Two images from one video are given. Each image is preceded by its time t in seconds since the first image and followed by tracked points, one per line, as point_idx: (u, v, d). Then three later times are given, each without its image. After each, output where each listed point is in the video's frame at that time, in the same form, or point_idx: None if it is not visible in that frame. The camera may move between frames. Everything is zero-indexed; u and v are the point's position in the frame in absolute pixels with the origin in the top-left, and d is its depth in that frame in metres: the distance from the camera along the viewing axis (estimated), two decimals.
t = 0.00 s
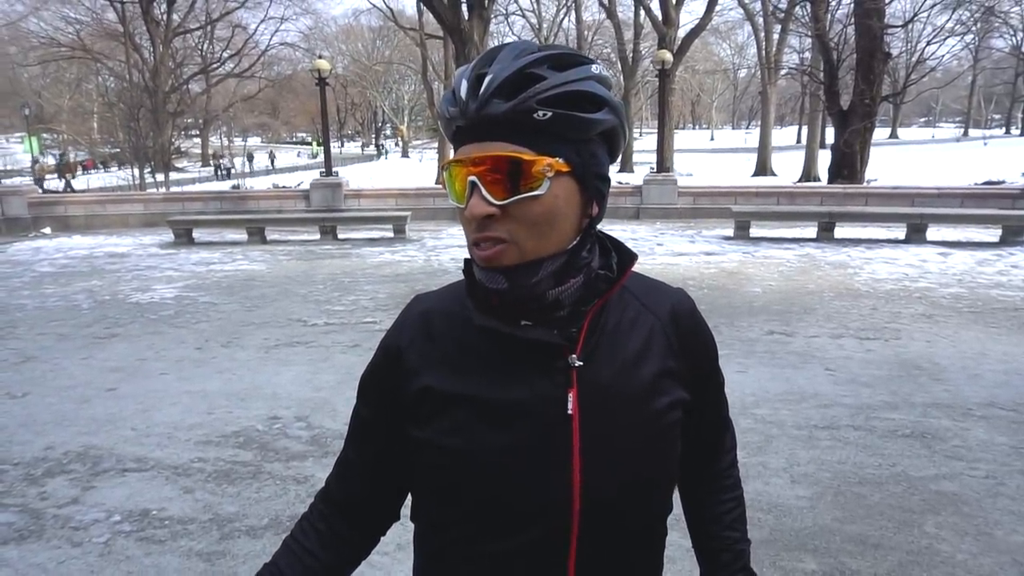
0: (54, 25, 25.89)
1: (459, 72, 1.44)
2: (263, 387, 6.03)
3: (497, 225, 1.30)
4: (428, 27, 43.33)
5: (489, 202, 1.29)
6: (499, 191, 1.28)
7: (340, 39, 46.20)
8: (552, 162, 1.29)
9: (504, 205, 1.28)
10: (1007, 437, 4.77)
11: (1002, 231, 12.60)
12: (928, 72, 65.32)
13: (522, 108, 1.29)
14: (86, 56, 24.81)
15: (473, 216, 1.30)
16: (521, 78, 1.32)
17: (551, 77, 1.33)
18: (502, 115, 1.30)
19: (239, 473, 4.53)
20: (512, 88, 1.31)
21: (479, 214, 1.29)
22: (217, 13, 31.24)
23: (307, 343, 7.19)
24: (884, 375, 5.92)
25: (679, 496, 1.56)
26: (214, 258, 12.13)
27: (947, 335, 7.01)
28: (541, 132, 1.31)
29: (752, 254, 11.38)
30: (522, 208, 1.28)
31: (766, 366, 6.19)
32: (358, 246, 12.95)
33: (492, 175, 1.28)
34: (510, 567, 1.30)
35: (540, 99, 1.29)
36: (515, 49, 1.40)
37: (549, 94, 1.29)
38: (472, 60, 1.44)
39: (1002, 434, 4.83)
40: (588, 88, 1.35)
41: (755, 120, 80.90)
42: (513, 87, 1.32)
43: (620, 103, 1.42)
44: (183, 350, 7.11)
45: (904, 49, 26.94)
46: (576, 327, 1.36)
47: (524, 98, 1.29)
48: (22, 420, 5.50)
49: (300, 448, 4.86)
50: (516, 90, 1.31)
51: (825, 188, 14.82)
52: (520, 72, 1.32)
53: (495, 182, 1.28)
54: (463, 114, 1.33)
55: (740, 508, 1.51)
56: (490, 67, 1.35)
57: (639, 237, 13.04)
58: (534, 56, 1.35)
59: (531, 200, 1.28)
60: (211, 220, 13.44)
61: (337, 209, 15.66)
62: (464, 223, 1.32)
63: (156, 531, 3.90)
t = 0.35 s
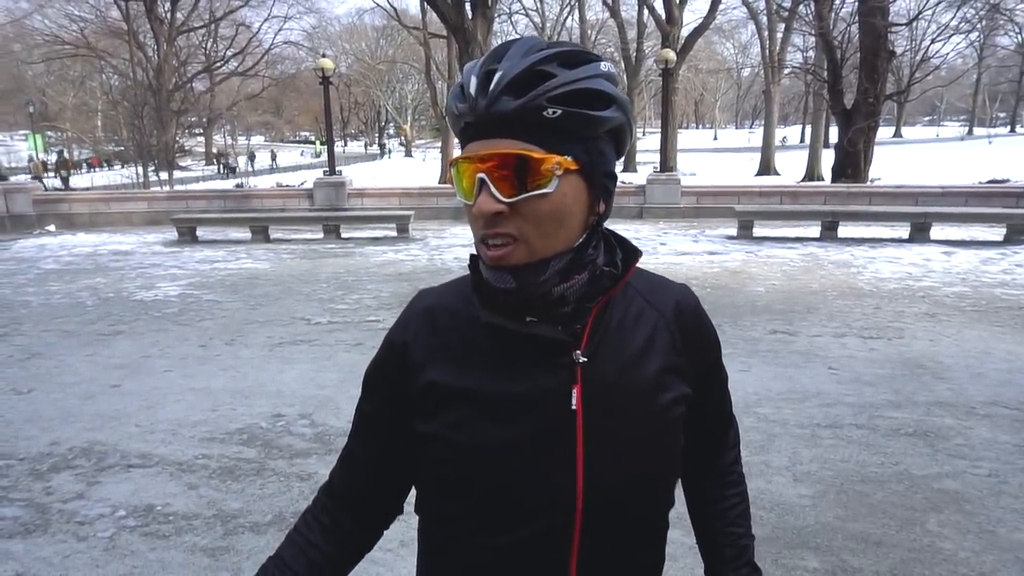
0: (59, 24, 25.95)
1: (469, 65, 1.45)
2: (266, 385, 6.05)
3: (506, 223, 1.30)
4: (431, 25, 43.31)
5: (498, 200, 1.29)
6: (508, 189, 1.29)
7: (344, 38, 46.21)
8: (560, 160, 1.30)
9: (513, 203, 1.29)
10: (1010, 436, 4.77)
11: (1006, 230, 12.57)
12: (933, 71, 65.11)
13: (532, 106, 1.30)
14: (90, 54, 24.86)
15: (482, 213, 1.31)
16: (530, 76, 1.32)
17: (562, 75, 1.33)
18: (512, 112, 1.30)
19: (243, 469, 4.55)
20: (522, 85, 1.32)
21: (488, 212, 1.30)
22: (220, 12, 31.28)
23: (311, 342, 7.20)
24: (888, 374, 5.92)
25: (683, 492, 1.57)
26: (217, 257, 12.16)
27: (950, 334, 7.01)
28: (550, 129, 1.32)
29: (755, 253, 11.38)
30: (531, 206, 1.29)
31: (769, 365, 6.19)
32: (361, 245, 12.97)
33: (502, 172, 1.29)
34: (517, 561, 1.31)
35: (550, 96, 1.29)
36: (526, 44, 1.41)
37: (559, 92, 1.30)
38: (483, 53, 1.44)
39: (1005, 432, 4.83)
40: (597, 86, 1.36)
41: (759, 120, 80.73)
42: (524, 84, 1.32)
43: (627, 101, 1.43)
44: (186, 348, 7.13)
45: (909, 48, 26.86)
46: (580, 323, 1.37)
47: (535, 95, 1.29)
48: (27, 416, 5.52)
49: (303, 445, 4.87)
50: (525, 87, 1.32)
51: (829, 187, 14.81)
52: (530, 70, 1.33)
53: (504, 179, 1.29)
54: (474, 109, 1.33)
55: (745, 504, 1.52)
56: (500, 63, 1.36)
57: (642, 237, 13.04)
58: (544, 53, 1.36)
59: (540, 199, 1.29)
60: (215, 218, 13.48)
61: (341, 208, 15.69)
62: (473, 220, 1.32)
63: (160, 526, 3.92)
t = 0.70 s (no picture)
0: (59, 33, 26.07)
1: (468, 77, 1.48)
2: (262, 392, 6.06)
3: (511, 230, 1.33)
4: (430, 39, 43.57)
5: (502, 209, 1.32)
6: (512, 197, 1.31)
7: (343, 50, 46.44)
8: (561, 167, 1.33)
9: (518, 211, 1.31)
10: (1003, 448, 4.80)
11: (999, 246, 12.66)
12: (928, 90, 65.58)
13: (534, 115, 1.33)
14: (90, 62, 24.90)
15: (486, 221, 1.33)
16: (530, 86, 1.36)
17: (561, 83, 1.37)
18: (514, 122, 1.33)
19: (238, 475, 4.56)
20: (522, 96, 1.35)
21: (493, 220, 1.32)
22: (220, 23, 31.45)
23: (307, 350, 7.21)
24: (881, 387, 5.96)
25: (679, 489, 1.59)
26: (214, 265, 12.18)
27: (944, 348, 7.05)
28: (552, 139, 1.35)
29: (751, 266, 11.43)
30: (536, 213, 1.32)
31: (763, 376, 6.22)
32: (358, 255, 13.00)
33: (504, 182, 1.32)
34: (515, 551, 1.33)
35: (551, 105, 1.33)
36: (523, 52, 1.44)
37: (559, 101, 1.34)
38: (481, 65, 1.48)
39: (997, 445, 4.86)
40: (594, 92, 1.40)
41: (754, 136, 81.17)
42: (526, 94, 1.36)
43: (618, 105, 1.47)
44: (182, 355, 7.14)
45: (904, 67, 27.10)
46: (577, 321, 1.40)
47: (537, 105, 1.32)
48: (21, 421, 5.52)
49: (299, 452, 4.88)
50: (526, 98, 1.35)
51: (824, 202, 14.92)
52: (530, 80, 1.36)
53: (506, 187, 1.32)
54: (475, 122, 1.36)
55: (739, 501, 1.55)
56: (501, 74, 1.39)
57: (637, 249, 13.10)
58: (541, 62, 1.40)
59: (545, 206, 1.31)
60: (212, 227, 13.50)
61: (338, 218, 15.73)
62: (478, 228, 1.34)
63: (154, 531, 3.91)
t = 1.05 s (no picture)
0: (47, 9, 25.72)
1: (461, 68, 1.45)
2: (253, 372, 6.06)
3: (517, 228, 1.36)
4: (425, 22, 43.20)
5: (507, 210, 1.35)
6: (517, 198, 1.34)
7: (336, 32, 46.03)
8: (563, 167, 1.35)
9: (524, 210, 1.34)
10: (987, 437, 4.86)
11: (989, 238, 12.74)
12: (922, 82, 65.70)
13: (537, 118, 1.33)
14: (79, 40, 24.57)
15: (491, 223, 1.36)
16: (530, 85, 1.35)
17: (559, 81, 1.36)
18: (517, 126, 1.33)
19: (228, 455, 4.56)
20: (524, 95, 1.34)
21: (499, 222, 1.35)
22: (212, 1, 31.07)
23: (298, 331, 7.20)
24: (869, 375, 6.01)
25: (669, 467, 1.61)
26: (206, 246, 12.12)
27: (932, 338, 7.11)
28: (551, 137, 1.36)
29: (743, 255, 11.46)
30: (541, 211, 1.35)
31: (752, 363, 6.26)
32: (350, 238, 12.96)
33: (509, 185, 1.34)
34: (510, 519, 1.34)
35: (551, 107, 1.33)
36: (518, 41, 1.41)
37: (560, 100, 1.34)
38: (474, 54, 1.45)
39: (982, 433, 4.92)
40: (592, 82, 1.40)
41: (748, 125, 81.09)
42: (525, 94, 1.35)
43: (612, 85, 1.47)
44: (172, 335, 7.11)
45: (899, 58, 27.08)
46: (575, 292, 1.41)
47: (539, 109, 1.32)
48: (10, 399, 5.50)
49: (289, 432, 4.89)
50: (527, 97, 1.35)
51: (816, 191, 14.97)
52: (530, 79, 1.35)
53: (509, 189, 1.34)
54: (475, 124, 1.35)
55: (726, 480, 1.57)
56: (499, 73, 1.37)
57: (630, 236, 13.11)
58: (537, 58, 1.38)
59: (547, 205, 1.35)
60: (203, 208, 13.41)
61: (330, 201, 15.66)
62: (482, 228, 1.38)
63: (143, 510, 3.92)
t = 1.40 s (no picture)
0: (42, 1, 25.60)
1: (493, 44, 1.42)
2: (253, 364, 6.07)
3: (544, 217, 1.35)
4: (422, 12, 43.01)
5: (537, 196, 1.33)
6: (549, 186, 1.33)
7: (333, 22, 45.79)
8: (592, 159, 1.35)
9: (552, 199, 1.34)
10: (985, 422, 4.87)
11: (988, 225, 12.73)
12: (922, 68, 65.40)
13: (574, 107, 1.32)
14: (74, 31, 24.45)
15: (518, 208, 1.34)
16: (571, 72, 1.34)
17: (599, 69, 1.35)
18: (555, 116, 1.32)
19: (229, 446, 4.57)
20: (564, 83, 1.33)
21: (527, 207, 1.34)
22: None
23: (298, 322, 7.21)
24: (868, 362, 6.02)
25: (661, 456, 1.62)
26: (204, 238, 12.10)
27: (931, 325, 7.12)
28: (584, 127, 1.36)
29: (742, 243, 11.46)
30: (570, 201, 1.35)
31: (752, 351, 6.27)
32: (349, 229, 12.94)
33: (538, 171, 1.33)
34: (516, 507, 1.34)
35: (592, 95, 1.33)
36: (558, 24, 1.39)
37: (601, 90, 1.33)
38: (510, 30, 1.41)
39: (980, 419, 4.94)
40: (629, 75, 1.40)
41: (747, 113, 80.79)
42: (566, 79, 1.34)
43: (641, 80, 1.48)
44: (172, 327, 7.12)
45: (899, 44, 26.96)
46: (585, 282, 1.42)
47: (579, 99, 1.31)
48: (10, 391, 5.51)
49: (290, 423, 4.90)
50: (568, 85, 1.33)
51: (815, 179, 14.94)
52: (572, 66, 1.33)
53: (541, 177, 1.33)
54: (510, 105, 1.32)
55: (717, 466, 1.58)
56: (538, 56, 1.34)
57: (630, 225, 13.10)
58: (578, 45, 1.36)
59: (578, 195, 1.35)
60: (201, 200, 13.40)
61: (328, 192, 15.64)
62: (507, 213, 1.36)
63: (145, 500, 3.93)
